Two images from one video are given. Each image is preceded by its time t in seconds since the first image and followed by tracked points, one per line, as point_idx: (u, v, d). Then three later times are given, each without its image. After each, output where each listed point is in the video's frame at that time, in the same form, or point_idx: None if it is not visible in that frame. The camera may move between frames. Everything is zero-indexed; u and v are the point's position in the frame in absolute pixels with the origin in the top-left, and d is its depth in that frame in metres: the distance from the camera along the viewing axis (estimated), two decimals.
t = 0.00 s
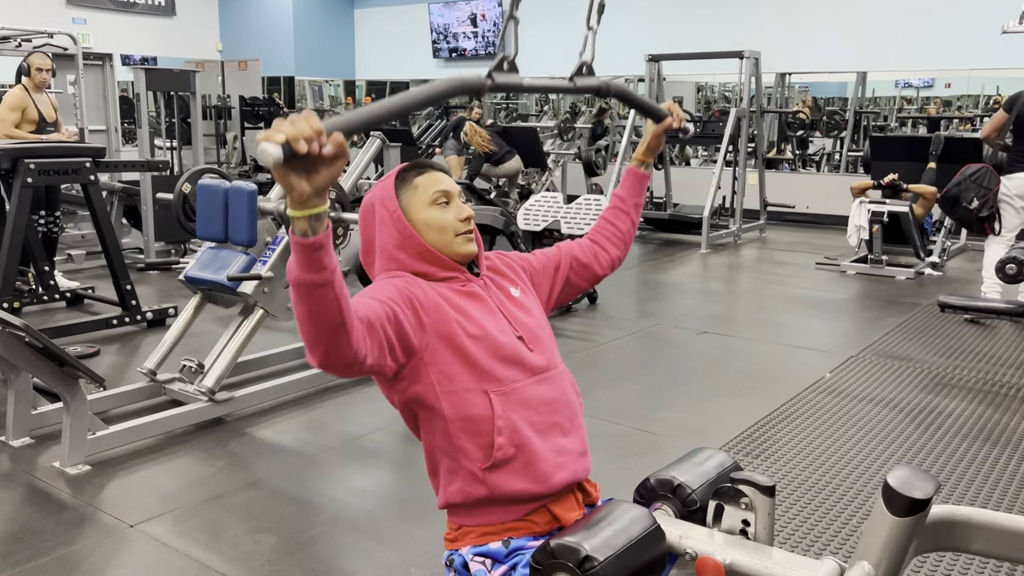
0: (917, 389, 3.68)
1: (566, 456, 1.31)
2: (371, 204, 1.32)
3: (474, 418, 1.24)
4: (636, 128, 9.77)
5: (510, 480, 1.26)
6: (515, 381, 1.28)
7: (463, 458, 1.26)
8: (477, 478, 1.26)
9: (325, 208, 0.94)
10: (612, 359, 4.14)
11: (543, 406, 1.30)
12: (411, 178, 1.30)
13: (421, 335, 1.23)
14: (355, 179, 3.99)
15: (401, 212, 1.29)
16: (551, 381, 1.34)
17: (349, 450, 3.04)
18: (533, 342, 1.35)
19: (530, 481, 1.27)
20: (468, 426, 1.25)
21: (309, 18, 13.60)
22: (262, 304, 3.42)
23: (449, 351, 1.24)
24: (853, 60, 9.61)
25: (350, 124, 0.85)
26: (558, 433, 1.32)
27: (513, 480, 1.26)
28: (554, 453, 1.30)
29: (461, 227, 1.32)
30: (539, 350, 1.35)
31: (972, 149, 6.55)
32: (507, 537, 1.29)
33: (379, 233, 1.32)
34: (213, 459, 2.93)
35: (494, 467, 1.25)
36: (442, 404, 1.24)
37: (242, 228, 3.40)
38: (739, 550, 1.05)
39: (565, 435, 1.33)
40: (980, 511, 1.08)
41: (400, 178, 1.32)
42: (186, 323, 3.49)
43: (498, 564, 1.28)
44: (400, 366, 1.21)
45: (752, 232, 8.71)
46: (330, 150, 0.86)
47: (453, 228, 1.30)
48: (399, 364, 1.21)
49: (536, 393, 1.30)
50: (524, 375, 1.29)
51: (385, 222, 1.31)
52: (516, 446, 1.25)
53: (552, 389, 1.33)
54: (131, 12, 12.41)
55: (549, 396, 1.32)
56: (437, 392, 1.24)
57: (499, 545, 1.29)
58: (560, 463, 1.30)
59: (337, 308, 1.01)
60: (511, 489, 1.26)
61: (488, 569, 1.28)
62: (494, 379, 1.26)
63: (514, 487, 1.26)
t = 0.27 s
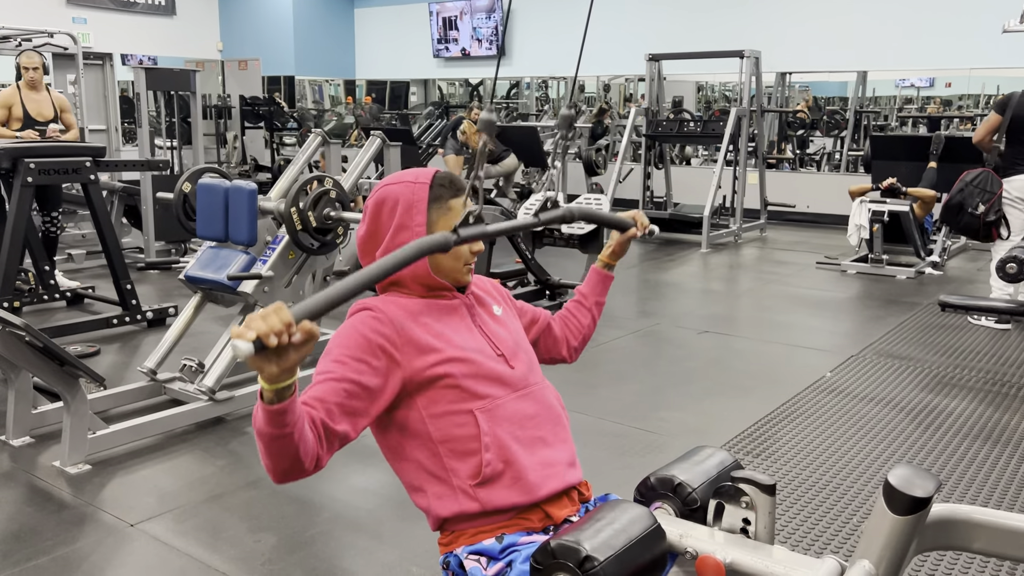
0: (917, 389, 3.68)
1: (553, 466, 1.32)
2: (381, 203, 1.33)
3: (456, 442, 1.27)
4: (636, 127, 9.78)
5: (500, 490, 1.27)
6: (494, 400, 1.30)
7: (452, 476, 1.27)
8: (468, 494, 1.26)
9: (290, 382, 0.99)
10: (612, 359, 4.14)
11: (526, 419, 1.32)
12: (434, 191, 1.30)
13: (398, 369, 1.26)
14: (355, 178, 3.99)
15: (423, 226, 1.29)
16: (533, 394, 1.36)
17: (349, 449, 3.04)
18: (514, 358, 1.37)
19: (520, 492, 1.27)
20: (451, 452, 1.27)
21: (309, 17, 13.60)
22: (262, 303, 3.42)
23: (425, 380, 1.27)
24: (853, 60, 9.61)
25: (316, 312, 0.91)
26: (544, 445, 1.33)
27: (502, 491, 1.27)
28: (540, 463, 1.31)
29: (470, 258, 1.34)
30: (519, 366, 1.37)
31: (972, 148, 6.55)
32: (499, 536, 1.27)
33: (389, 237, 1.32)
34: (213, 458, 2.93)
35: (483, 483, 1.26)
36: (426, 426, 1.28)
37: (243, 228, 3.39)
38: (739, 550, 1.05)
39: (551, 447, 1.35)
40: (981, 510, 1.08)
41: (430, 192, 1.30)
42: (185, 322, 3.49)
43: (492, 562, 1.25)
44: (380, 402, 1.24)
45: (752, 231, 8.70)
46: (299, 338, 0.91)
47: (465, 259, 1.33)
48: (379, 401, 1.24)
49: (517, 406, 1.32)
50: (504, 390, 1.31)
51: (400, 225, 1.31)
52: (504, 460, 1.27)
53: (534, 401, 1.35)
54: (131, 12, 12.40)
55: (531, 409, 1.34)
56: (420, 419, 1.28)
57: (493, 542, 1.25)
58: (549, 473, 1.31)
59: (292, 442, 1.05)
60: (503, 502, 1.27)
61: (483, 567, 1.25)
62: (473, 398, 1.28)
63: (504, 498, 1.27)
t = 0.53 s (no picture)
0: (918, 389, 3.67)
1: (557, 475, 1.32)
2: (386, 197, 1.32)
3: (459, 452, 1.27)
4: (637, 127, 9.78)
5: (503, 498, 1.26)
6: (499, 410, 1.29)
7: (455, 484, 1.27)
8: (471, 501, 1.26)
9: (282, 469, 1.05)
10: (613, 359, 4.14)
11: (530, 427, 1.31)
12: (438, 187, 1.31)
13: (402, 380, 1.26)
14: (356, 178, 3.98)
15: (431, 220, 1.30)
16: (538, 401, 1.35)
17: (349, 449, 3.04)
18: (520, 364, 1.37)
19: (523, 501, 1.27)
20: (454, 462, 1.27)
21: (309, 17, 13.60)
22: (262, 304, 3.42)
23: (428, 390, 1.27)
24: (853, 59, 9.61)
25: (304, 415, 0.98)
26: (548, 453, 1.32)
27: (505, 500, 1.26)
28: (544, 472, 1.30)
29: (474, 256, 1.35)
30: (524, 372, 1.36)
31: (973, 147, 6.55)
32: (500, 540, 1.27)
33: (396, 232, 1.31)
34: (213, 459, 2.93)
35: (486, 492, 1.25)
36: (429, 433, 1.28)
37: (243, 228, 3.39)
38: (740, 551, 1.05)
39: (556, 457, 1.34)
40: (981, 511, 1.08)
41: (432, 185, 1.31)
42: (186, 323, 3.48)
43: (492, 566, 1.25)
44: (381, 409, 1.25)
45: (753, 230, 8.71)
46: (291, 437, 0.99)
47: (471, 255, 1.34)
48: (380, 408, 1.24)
49: (521, 414, 1.31)
50: (509, 398, 1.31)
51: (405, 220, 1.30)
52: (507, 469, 1.26)
53: (538, 409, 1.34)
54: (131, 12, 12.40)
55: (536, 416, 1.33)
56: (423, 428, 1.28)
57: (494, 547, 1.25)
58: (552, 482, 1.30)
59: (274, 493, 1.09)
60: (505, 511, 1.26)
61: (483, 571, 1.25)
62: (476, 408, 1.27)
63: (506, 507, 1.26)
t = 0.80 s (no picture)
0: (918, 389, 3.67)
1: (558, 478, 1.32)
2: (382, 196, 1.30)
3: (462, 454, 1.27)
4: (637, 127, 9.78)
5: (504, 501, 1.27)
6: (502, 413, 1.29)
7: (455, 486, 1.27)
8: (472, 504, 1.26)
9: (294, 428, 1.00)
10: (613, 359, 4.15)
11: (533, 430, 1.32)
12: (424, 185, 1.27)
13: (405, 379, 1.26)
14: (356, 178, 3.98)
15: (413, 221, 1.26)
16: (540, 404, 1.35)
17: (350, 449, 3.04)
18: (524, 365, 1.36)
19: (524, 504, 1.28)
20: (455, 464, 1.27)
21: (309, 17, 13.60)
22: (263, 304, 3.42)
23: (432, 390, 1.27)
24: (854, 59, 9.60)
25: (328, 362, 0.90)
26: (550, 456, 1.33)
27: (506, 503, 1.27)
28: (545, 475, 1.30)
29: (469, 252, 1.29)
30: (528, 375, 1.36)
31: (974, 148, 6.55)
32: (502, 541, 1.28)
33: (386, 233, 1.30)
34: (214, 459, 2.93)
35: (487, 494, 1.26)
36: (432, 433, 1.28)
37: (244, 228, 3.39)
38: (740, 551, 1.05)
39: (558, 458, 1.34)
40: (982, 512, 1.08)
41: (418, 185, 1.28)
42: (187, 323, 3.49)
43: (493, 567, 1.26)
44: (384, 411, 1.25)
45: (753, 230, 8.71)
46: (309, 388, 0.91)
47: (461, 254, 1.28)
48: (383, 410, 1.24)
49: (524, 417, 1.31)
50: (511, 401, 1.31)
51: (392, 221, 1.28)
52: (508, 472, 1.26)
53: (540, 412, 1.34)
54: (132, 12, 12.41)
55: (538, 419, 1.33)
56: (426, 428, 1.28)
57: (494, 548, 1.26)
58: (554, 485, 1.31)
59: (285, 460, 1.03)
60: (505, 513, 1.27)
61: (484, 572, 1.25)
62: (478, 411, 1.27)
63: (507, 510, 1.27)
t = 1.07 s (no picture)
0: (919, 389, 3.67)
1: (554, 461, 1.32)
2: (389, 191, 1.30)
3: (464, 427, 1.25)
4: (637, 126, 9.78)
5: (504, 483, 1.27)
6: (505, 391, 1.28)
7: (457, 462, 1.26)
8: (472, 482, 1.26)
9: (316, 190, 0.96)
10: (614, 359, 4.14)
11: (533, 414, 1.31)
12: (431, 178, 1.26)
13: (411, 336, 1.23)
14: (357, 178, 3.98)
15: (419, 214, 1.26)
16: (541, 388, 1.34)
17: (350, 450, 3.04)
18: (528, 350, 1.35)
19: (522, 485, 1.28)
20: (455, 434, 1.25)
21: (310, 17, 13.62)
22: (263, 304, 3.42)
23: (438, 357, 1.24)
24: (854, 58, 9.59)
25: (340, 103, 0.86)
26: (549, 442, 1.33)
27: (505, 484, 1.27)
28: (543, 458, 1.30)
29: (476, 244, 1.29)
30: (531, 359, 1.35)
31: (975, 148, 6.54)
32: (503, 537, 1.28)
33: (395, 226, 1.30)
34: (215, 459, 2.93)
35: (487, 475, 1.25)
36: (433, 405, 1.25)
37: (245, 228, 3.40)
38: (741, 552, 1.05)
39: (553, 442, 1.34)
40: (982, 512, 1.08)
41: (428, 177, 1.27)
42: (187, 323, 3.49)
43: (496, 565, 1.26)
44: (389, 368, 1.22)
45: (754, 230, 8.70)
46: (321, 130, 0.87)
47: (469, 248, 1.28)
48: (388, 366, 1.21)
49: (525, 402, 1.30)
50: (514, 384, 1.29)
51: (400, 214, 1.28)
52: (508, 452, 1.26)
53: (541, 397, 1.33)
54: (134, 13, 12.41)
55: (538, 405, 1.32)
56: (428, 395, 1.24)
57: (496, 548, 1.27)
58: (554, 471, 1.31)
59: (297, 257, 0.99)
60: (507, 495, 1.27)
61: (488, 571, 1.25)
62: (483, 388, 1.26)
63: (507, 491, 1.27)
